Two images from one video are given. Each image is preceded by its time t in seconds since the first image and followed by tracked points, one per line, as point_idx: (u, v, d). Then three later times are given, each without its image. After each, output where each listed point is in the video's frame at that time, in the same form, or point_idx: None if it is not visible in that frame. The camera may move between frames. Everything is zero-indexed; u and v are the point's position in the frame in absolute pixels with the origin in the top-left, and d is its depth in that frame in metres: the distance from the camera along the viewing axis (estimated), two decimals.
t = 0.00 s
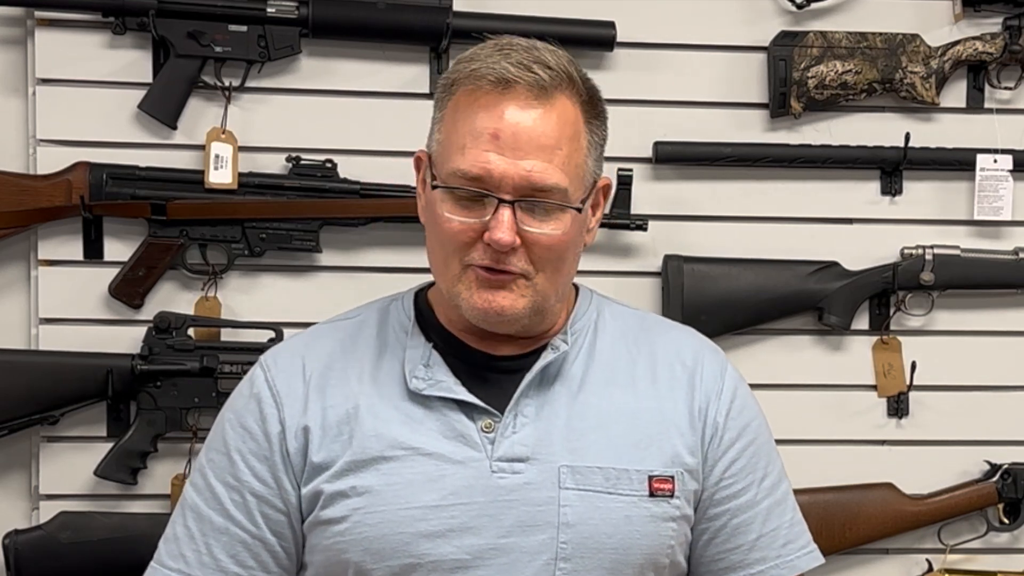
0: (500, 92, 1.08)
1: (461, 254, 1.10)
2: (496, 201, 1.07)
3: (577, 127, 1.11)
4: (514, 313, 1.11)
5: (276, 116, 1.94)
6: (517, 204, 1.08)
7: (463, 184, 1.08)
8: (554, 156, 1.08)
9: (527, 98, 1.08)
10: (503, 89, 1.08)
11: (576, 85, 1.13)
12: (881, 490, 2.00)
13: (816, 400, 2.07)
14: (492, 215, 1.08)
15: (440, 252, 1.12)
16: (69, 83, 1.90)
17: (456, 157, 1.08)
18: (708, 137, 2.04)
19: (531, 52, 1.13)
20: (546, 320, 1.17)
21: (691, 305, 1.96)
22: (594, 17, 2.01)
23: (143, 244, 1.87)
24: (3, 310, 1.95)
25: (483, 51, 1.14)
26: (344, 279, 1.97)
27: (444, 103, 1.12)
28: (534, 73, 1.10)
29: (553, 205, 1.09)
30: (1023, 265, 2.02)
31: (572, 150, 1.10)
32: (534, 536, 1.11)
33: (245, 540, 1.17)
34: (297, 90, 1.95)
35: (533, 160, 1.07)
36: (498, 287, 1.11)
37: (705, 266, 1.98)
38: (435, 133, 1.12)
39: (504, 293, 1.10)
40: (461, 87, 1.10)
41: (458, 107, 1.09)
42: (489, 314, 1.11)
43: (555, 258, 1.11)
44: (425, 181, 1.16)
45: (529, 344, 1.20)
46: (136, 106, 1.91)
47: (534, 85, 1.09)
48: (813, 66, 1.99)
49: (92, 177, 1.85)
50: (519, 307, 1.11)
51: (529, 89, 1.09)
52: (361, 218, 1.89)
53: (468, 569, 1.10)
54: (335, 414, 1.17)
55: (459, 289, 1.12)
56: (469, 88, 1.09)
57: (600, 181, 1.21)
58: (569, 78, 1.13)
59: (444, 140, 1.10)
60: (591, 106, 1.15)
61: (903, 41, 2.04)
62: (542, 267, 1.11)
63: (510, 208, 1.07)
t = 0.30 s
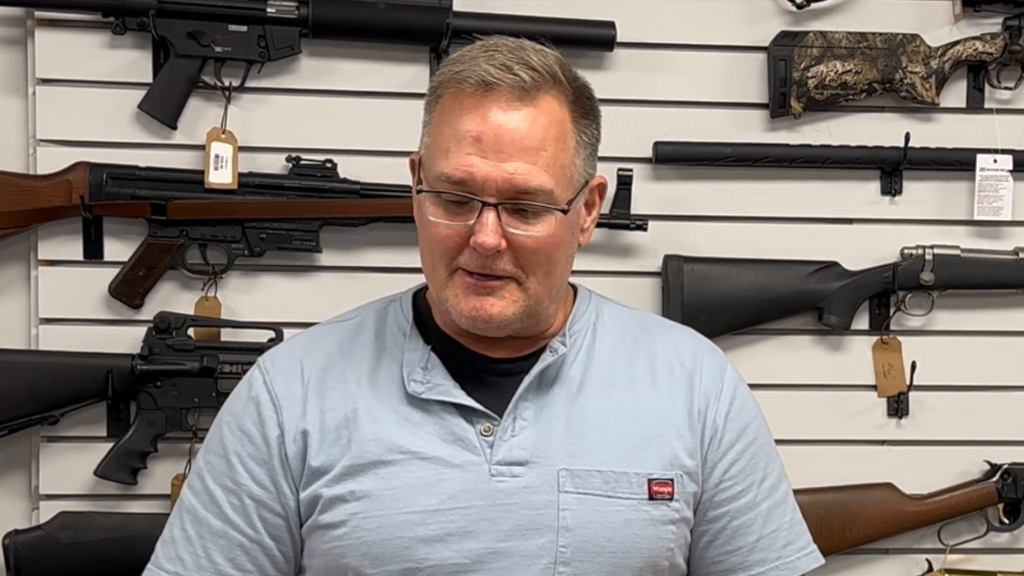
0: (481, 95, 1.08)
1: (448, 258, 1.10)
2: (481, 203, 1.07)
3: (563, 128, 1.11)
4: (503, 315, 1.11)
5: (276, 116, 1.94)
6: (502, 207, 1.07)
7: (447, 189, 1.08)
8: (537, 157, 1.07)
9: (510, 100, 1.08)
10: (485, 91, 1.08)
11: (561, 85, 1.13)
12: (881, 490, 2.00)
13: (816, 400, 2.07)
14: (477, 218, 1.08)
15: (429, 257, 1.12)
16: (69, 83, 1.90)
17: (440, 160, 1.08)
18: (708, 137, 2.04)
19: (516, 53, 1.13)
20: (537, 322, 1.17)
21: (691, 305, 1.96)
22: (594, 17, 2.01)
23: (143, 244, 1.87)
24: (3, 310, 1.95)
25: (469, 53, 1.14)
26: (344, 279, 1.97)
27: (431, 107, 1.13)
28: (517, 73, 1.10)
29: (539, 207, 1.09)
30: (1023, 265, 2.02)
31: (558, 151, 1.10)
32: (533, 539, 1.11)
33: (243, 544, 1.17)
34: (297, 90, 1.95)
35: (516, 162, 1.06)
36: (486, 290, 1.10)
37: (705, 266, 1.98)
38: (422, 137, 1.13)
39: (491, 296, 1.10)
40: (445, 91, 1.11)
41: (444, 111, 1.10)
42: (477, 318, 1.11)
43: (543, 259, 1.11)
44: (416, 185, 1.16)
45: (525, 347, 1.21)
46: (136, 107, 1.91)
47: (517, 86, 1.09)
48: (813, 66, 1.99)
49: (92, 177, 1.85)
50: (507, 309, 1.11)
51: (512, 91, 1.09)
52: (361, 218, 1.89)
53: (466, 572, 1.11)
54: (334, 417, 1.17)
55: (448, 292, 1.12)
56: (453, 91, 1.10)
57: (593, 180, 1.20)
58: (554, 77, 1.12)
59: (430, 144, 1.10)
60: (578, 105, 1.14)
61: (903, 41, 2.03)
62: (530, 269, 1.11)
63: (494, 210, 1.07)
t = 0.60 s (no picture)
0: (473, 95, 1.08)
1: (445, 259, 1.10)
2: (476, 204, 1.07)
3: (556, 125, 1.10)
4: (500, 315, 1.11)
5: (276, 116, 1.94)
6: (497, 206, 1.07)
7: (442, 189, 1.08)
8: (531, 156, 1.07)
9: (502, 99, 1.08)
10: (477, 92, 1.08)
11: (553, 82, 1.13)
12: (881, 490, 2.00)
13: (816, 400, 2.07)
14: (473, 219, 1.08)
15: (426, 259, 1.12)
16: (69, 83, 1.90)
17: (434, 162, 1.08)
18: (708, 137, 2.04)
19: (507, 52, 1.13)
20: (535, 318, 1.17)
21: (691, 305, 1.96)
22: (594, 17, 2.01)
23: (143, 244, 1.87)
24: (3, 310, 1.95)
25: (459, 54, 1.14)
26: (344, 279, 1.97)
27: (424, 108, 1.13)
28: (508, 73, 1.10)
29: (534, 204, 1.09)
30: (1023, 265, 2.02)
31: (551, 148, 1.09)
32: (533, 538, 1.11)
33: (240, 543, 1.17)
34: (296, 90, 1.95)
35: (510, 161, 1.06)
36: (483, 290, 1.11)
37: (705, 266, 1.98)
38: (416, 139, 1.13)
39: (488, 295, 1.10)
40: (437, 92, 1.11)
41: (436, 112, 1.10)
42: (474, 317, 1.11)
43: (540, 258, 1.11)
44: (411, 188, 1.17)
45: (525, 348, 1.21)
46: (136, 106, 1.91)
47: (509, 85, 1.09)
48: (813, 66, 1.99)
49: (92, 177, 1.85)
50: (504, 308, 1.11)
51: (503, 90, 1.09)
52: (361, 218, 1.89)
53: (466, 571, 1.11)
54: (333, 418, 1.17)
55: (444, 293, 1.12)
56: (445, 92, 1.10)
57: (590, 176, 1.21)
58: (546, 75, 1.12)
59: (424, 146, 1.11)
60: (571, 102, 1.14)
61: (903, 41, 2.03)
62: (527, 268, 1.11)
63: (490, 210, 1.07)
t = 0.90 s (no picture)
0: (478, 95, 1.09)
1: (466, 261, 1.10)
2: (495, 201, 1.08)
3: (561, 117, 1.12)
4: (527, 311, 1.10)
5: (276, 116, 1.94)
6: (516, 201, 1.08)
7: (460, 190, 1.08)
8: (544, 149, 1.08)
9: (508, 96, 1.09)
10: (481, 92, 1.09)
11: (552, 76, 1.14)
12: (881, 490, 2.00)
13: (816, 400, 2.07)
14: (493, 217, 1.08)
15: (444, 263, 1.12)
16: (69, 83, 1.90)
17: (447, 165, 1.08)
18: (708, 137, 2.04)
19: (502, 51, 1.14)
20: (553, 319, 1.17)
21: (691, 305, 1.96)
22: (594, 18, 2.01)
23: (143, 244, 1.87)
24: (3, 310, 1.95)
25: (453, 59, 1.15)
26: (344, 279, 1.97)
27: (427, 115, 1.13)
28: (509, 71, 1.11)
29: (552, 195, 1.09)
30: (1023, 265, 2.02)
31: (560, 140, 1.11)
32: (536, 534, 1.11)
33: (235, 537, 1.17)
34: (296, 90, 1.95)
35: (525, 156, 1.07)
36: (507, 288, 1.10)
37: (705, 266, 1.98)
38: (421, 147, 1.13)
39: (514, 293, 1.09)
40: (439, 98, 1.12)
41: (442, 116, 1.10)
42: (501, 317, 1.10)
43: (561, 250, 1.11)
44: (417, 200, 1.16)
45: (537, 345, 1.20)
46: (136, 107, 1.91)
47: (513, 81, 1.10)
48: (813, 66, 1.99)
49: (92, 177, 1.85)
50: (531, 304, 1.10)
51: (508, 87, 1.10)
52: (361, 218, 1.89)
53: (469, 566, 1.11)
54: (337, 416, 1.17)
55: (467, 296, 1.11)
56: (450, 94, 1.10)
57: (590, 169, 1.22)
58: (543, 70, 1.14)
59: (433, 152, 1.11)
60: (570, 94, 1.16)
61: (903, 40, 2.03)
62: (549, 262, 1.11)
63: (510, 206, 1.07)
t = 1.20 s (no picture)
0: (478, 67, 1.16)
1: (463, 229, 1.12)
2: (492, 167, 1.12)
3: (557, 98, 1.18)
4: (522, 278, 1.11)
5: (276, 116, 1.94)
6: (513, 168, 1.12)
7: (459, 158, 1.13)
8: (540, 117, 1.14)
9: (507, 72, 1.16)
10: (481, 65, 1.16)
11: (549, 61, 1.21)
12: (882, 490, 2.00)
13: (816, 400, 2.07)
14: (490, 182, 1.11)
15: (441, 235, 1.14)
16: (69, 83, 1.90)
17: (447, 132, 1.13)
18: (708, 137, 2.04)
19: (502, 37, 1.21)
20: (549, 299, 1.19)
21: (691, 305, 1.96)
22: (594, 18, 2.01)
23: (143, 244, 1.87)
24: (2, 310, 1.95)
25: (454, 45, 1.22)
26: (344, 279, 1.97)
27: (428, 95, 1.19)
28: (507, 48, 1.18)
29: (547, 165, 1.14)
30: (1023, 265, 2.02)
31: (556, 117, 1.16)
32: (535, 529, 1.10)
33: (237, 536, 1.17)
34: (296, 90, 1.95)
35: (521, 122, 1.12)
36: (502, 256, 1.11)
37: (705, 266, 1.98)
38: (422, 125, 1.19)
39: (508, 259, 1.11)
40: (440, 74, 1.18)
41: (443, 92, 1.16)
42: (497, 284, 1.11)
43: (555, 221, 1.14)
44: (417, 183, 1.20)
45: (533, 340, 1.23)
46: (136, 106, 1.91)
47: (511, 58, 1.17)
48: (813, 66, 1.99)
49: (92, 177, 1.85)
50: (526, 271, 1.11)
51: (506, 62, 1.17)
52: (361, 218, 1.88)
53: (467, 562, 1.10)
54: (335, 413, 1.17)
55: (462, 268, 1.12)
56: (451, 72, 1.17)
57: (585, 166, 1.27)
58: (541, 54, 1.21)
59: (433, 125, 1.16)
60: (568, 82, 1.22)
61: (903, 40, 2.04)
62: (545, 232, 1.13)
63: (506, 171, 1.12)
